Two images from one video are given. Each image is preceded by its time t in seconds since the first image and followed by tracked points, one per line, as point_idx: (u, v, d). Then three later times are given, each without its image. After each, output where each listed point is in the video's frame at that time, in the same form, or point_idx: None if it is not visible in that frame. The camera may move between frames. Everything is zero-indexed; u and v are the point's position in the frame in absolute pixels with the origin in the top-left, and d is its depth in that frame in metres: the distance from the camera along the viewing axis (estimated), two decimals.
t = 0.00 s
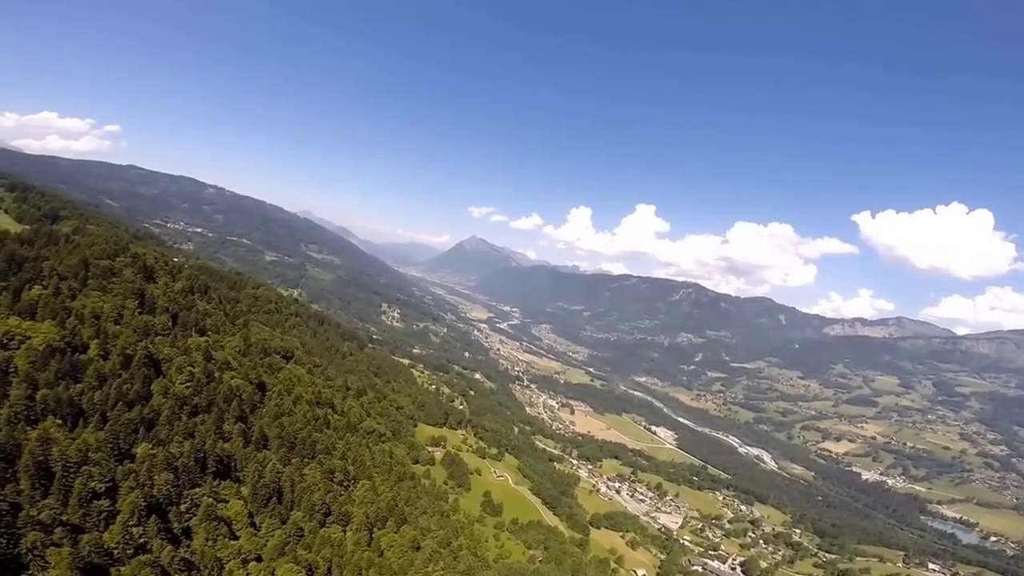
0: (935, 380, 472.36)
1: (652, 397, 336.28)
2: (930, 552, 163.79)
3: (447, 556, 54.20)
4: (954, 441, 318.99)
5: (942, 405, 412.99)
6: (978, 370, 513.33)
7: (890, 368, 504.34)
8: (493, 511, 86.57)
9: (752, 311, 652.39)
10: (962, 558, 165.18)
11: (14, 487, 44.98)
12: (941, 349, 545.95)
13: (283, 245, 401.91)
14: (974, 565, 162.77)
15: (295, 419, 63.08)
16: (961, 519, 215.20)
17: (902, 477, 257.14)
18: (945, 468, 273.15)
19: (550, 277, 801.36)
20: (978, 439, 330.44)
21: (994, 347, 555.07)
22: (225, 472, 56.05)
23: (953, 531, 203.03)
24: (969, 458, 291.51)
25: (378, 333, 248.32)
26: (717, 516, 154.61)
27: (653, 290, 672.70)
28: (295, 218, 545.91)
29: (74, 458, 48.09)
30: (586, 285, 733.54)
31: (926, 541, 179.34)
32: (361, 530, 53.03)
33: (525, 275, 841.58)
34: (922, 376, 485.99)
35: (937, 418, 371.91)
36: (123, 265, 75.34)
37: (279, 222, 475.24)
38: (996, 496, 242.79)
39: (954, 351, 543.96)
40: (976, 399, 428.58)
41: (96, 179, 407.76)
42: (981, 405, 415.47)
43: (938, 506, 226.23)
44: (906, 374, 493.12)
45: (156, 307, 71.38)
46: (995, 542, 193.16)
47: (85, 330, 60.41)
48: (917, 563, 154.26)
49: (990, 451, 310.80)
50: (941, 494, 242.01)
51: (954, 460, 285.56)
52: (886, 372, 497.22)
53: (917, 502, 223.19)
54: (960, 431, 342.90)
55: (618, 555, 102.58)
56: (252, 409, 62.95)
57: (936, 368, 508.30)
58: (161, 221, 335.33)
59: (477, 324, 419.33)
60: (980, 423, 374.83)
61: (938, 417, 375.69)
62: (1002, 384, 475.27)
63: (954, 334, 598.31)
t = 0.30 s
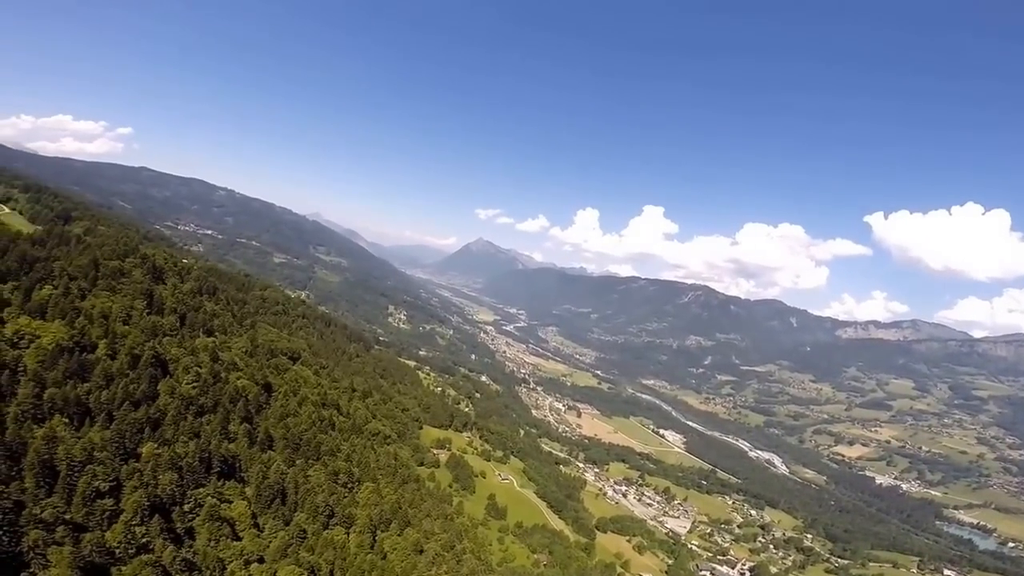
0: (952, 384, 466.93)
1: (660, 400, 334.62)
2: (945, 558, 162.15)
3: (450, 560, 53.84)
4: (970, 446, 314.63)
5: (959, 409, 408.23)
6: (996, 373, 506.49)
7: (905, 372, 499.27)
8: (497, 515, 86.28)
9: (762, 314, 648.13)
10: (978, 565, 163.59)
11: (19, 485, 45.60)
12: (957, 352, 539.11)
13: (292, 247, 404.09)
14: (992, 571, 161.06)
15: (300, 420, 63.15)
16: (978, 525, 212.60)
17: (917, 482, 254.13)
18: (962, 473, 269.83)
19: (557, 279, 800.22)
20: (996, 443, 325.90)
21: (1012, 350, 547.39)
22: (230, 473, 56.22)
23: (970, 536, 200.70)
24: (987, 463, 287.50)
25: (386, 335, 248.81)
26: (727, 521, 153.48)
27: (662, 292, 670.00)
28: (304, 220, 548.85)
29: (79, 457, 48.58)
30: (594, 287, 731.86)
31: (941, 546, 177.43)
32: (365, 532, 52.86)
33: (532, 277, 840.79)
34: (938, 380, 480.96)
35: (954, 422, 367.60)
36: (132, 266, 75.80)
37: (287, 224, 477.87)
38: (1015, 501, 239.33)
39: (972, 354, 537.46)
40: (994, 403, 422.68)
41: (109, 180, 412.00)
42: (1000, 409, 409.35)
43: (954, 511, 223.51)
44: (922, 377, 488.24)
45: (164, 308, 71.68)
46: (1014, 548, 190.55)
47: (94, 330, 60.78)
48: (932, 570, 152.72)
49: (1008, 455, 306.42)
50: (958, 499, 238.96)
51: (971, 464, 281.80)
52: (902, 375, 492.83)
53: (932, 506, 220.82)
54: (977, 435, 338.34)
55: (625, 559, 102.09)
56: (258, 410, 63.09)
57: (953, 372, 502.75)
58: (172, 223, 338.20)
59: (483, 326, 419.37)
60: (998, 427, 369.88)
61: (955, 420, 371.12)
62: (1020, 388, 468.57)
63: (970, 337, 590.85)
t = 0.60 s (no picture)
0: (969, 387, 462.09)
1: (668, 404, 332.84)
2: (962, 563, 160.84)
3: (455, 565, 53.35)
4: (989, 449, 310.45)
5: (976, 412, 403.85)
6: (1014, 376, 500.08)
7: (921, 375, 494.87)
8: (502, 519, 85.74)
9: (772, 317, 643.98)
10: (995, 570, 162.20)
11: (24, 487, 46.00)
12: (974, 354, 532.92)
13: (299, 252, 405.81)
14: None
15: (305, 424, 63.04)
16: (996, 529, 210.22)
17: (933, 486, 251.22)
18: (980, 477, 266.58)
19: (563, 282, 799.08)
20: (1015, 446, 321.53)
21: None
22: (235, 475, 56.12)
23: (988, 541, 198.59)
24: (1006, 466, 283.63)
25: (391, 339, 249.17)
26: (737, 526, 152.15)
27: (670, 295, 667.25)
28: (310, 225, 551.36)
29: (84, 459, 48.86)
30: (601, 290, 730.05)
31: (958, 551, 175.74)
32: (368, 537, 52.55)
33: (538, 281, 839.63)
34: (954, 383, 476.49)
35: (970, 425, 363.51)
36: (141, 270, 75.96)
37: (294, 228, 479.95)
38: None
39: (989, 356, 531.14)
40: (1012, 405, 417.06)
41: (119, 185, 415.39)
42: (1018, 411, 404.02)
43: (971, 516, 220.88)
44: (937, 380, 483.90)
45: (172, 311, 71.74)
46: None
47: (102, 333, 60.88)
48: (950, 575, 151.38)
49: None
50: (975, 503, 236.10)
51: (990, 468, 278.17)
52: (918, 378, 488.42)
53: (948, 511, 218.59)
54: (995, 439, 334.03)
55: (632, 565, 101.49)
56: (264, 413, 63.00)
57: (970, 375, 498.00)
58: (181, 227, 340.45)
59: (489, 330, 419.17)
60: (1016, 430, 365.46)
61: (972, 424, 366.67)
62: None
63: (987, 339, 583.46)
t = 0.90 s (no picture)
0: (986, 388, 457.33)
1: (676, 407, 331.30)
2: (982, 566, 159.21)
3: (459, 571, 53.01)
4: (1007, 450, 306.43)
5: (994, 412, 399.52)
6: None
7: (936, 376, 490.18)
8: (507, 525, 85.54)
9: (781, 320, 640.37)
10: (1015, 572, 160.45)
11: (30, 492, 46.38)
12: (989, 355, 527.08)
13: (307, 259, 407.31)
14: None
15: (311, 429, 63.11)
16: (1015, 531, 207.69)
17: (950, 488, 248.52)
18: (998, 478, 263.41)
19: (569, 287, 798.41)
20: None
21: None
22: (240, 481, 56.37)
23: (1008, 543, 196.44)
24: None
25: (398, 344, 249.50)
26: (747, 530, 150.99)
27: (677, 299, 664.97)
28: (316, 231, 553.71)
29: (90, 465, 49.09)
30: (607, 294, 728.60)
31: (976, 553, 173.89)
32: (373, 543, 52.39)
33: (543, 286, 839.08)
34: (970, 384, 471.69)
35: (988, 426, 359.92)
36: (149, 277, 76.34)
37: (301, 235, 482.07)
38: None
39: (1007, 356, 524.44)
40: None
41: (128, 193, 418.92)
42: None
43: (990, 518, 218.28)
44: (953, 381, 479.09)
45: (179, 317, 72.04)
46: None
47: (110, 339, 61.21)
48: None
49: None
50: (994, 504, 233.25)
51: (1009, 468, 274.83)
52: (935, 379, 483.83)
53: (967, 513, 216.24)
54: (1013, 440, 330.10)
55: (640, 570, 101.04)
56: (269, 419, 63.24)
57: (986, 375, 492.33)
58: (190, 235, 342.60)
59: (494, 335, 419.13)
60: None
61: (988, 425, 362.60)
62: None
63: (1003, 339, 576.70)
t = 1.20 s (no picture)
0: (1001, 385, 452.67)
1: (686, 410, 329.60)
2: (1003, 565, 157.31)
3: None
4: None
5: (1011, 410, 395.31)
6: None
7: (950, 374, 485.69)
8: (515, 530, 85.38)
9: (790, 320, 636.85)
10: None
11: (36, 501, 46.82)
12: (1003, 352, 521.44)
13: (313, 266, 409.06)
14: None
15: (318, 436, 63.11)
16: None
17: (967, 487, 245.83)
18: (1017, 476, 260.21)
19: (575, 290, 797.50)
20: None
21: None
22: (247, 488, 56.49)
23: None
24: None
25: (405, 350, 249.82)
26: (760, 532, 149.75)
27: (684, 300, 662.70)
28: (322, 238, 555.95)
29: (96, 473, 49.46)
30: (613, 297, 727.05)
31: (996, 553, 171.77)
32: (380, 550, 52.27)
33: (549, 290, 838.39)
34: (984, 381, 467.04)
35: (1004, 424, 355.79)
36: (155, 286, 76.74)
37: (308, 242, 483.94)
38: None
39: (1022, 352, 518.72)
40: None
41: (136, 203, 422.14)
42: None
43: (1009, 516, 215.60)
44: (968, 379, 474.57)
45: (185, 326, 72.28)
46: None
47: (117, 347, 61.45)
48: None
49: None
50: (1013, 503, 230.37)
51: None
52: (948, 377, 479.25)
53: (986, 512, 213.80)
54: None
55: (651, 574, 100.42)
56: (276, 426, 63.27)
57: (1001, 372, 487.13)
58: (197, 243, 344.89)
59: (501, 340, 418.88)
60: None
61: (1004, 423, 358.71)
62: None
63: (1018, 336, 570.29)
